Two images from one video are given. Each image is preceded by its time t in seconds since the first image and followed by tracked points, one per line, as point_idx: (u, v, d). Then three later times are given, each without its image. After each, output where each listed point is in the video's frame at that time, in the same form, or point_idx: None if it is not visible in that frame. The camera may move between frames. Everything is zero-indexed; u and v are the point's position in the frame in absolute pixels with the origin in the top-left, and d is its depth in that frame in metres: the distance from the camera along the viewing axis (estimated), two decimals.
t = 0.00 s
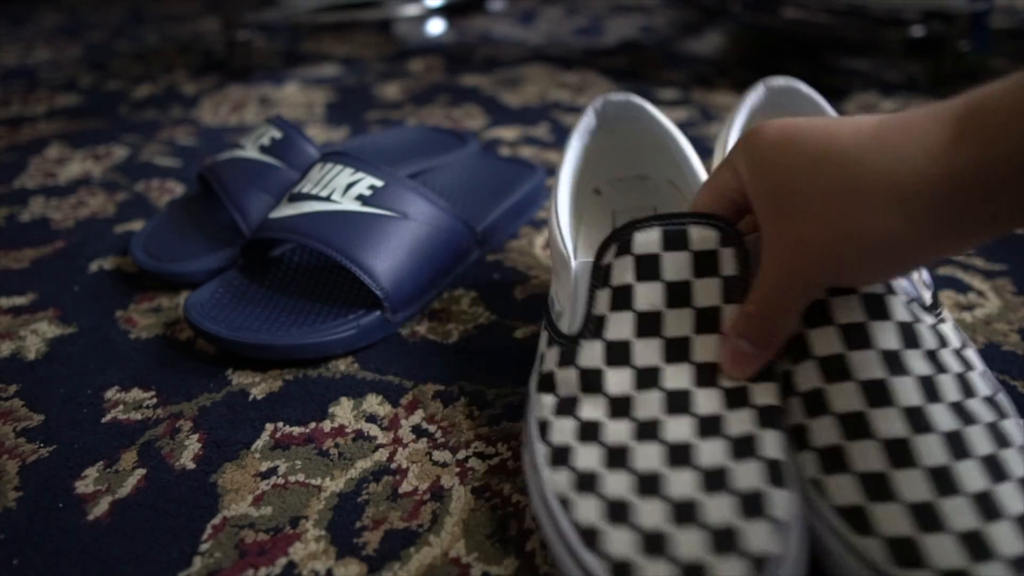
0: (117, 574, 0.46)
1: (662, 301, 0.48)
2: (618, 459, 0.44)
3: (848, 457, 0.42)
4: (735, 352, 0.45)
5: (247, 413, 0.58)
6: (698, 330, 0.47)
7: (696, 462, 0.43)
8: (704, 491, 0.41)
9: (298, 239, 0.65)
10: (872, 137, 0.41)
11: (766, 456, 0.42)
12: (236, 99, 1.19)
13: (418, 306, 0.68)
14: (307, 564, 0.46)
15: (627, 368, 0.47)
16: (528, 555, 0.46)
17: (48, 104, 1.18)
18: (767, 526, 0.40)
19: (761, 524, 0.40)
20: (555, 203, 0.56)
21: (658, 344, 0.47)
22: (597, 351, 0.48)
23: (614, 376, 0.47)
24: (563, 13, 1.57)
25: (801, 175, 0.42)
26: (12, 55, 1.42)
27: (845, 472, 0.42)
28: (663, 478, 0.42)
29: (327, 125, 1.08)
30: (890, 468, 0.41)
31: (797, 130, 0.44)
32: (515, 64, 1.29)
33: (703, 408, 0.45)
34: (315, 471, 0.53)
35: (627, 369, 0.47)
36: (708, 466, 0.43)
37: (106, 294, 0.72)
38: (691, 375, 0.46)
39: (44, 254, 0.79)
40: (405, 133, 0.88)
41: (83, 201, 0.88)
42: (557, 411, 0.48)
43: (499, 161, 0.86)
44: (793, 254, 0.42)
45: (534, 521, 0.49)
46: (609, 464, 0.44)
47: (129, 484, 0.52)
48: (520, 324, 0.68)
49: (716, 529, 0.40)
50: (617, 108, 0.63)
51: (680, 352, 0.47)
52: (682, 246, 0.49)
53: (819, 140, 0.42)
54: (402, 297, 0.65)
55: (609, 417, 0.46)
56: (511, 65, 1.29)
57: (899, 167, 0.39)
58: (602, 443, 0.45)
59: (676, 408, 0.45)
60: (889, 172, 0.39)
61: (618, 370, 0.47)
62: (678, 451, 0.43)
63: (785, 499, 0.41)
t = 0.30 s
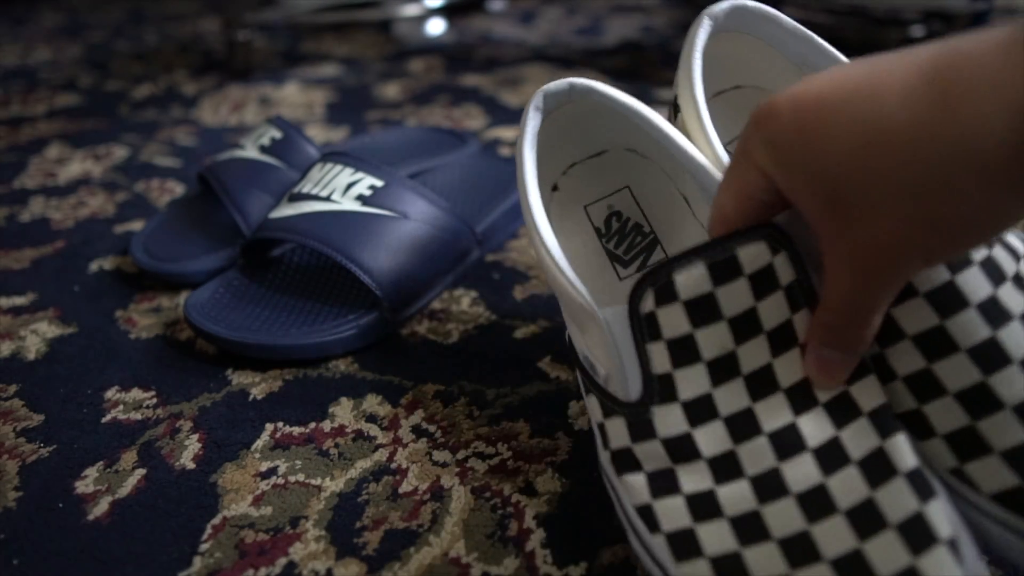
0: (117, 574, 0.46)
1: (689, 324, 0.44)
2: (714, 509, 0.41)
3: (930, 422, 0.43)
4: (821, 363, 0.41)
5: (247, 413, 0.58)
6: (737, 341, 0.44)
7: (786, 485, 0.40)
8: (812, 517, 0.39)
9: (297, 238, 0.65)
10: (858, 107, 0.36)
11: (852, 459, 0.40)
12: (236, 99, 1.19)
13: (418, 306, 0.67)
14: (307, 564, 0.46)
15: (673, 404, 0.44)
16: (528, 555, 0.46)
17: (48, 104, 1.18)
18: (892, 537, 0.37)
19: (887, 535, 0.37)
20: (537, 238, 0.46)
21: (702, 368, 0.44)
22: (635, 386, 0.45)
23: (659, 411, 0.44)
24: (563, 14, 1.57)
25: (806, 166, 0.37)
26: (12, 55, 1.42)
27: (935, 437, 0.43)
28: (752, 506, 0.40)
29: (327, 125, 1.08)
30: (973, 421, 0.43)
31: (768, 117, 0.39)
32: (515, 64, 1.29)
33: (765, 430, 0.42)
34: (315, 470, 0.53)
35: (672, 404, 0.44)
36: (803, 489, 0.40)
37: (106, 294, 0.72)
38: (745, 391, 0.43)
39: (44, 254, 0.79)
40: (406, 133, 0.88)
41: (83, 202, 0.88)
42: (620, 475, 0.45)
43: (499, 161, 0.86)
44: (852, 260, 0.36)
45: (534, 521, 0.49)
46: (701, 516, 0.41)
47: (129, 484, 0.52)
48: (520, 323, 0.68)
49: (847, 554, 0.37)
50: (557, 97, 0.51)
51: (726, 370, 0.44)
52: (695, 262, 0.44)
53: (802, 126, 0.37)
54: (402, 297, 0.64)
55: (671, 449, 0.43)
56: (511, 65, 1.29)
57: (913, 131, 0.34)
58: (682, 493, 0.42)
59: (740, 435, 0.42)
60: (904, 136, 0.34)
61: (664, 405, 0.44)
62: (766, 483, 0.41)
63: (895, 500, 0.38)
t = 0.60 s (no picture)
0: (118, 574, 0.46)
1: (707, 362, 0.40)
2: (766, 539, 0.41)
3: (963, 401, 0.44)
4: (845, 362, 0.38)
5: (247, 413, 0.58)
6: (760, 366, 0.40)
7: (836, 504, 0.40)
8: (868, 532, 0.39)
9: (297, 239, 0.65)
10: (847, 97, 0.31)
11: (896, 461, 0.40)
12: (236, 99, 1.19)
13: (419, 306, 0.67)
14: (307, 564, 0.46)
15: (701, 442, 0.41)
16: (528, 555, 0.46)
17: (48, 104, 1.18)
18: (954, 538, 0.38)
19: (948, 537, 0.38)
20: (502, 270, 0.42)
21: (729, 404, 0.41)
22: (654, 426, 0.42)
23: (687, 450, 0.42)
24: (563, 13, 1.57)
25: (810, 172, 0.32)
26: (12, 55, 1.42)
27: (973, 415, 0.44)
28: (791, 522, 0.40)
29: (328, 125, 1.08)
30: (1011, 397, 0.43)
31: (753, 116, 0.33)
32: (514, 64, 1.29)
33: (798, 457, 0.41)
34: (315, 471, 0.53)
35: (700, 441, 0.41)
36: (852, 505, 0.40)
37: (106, 294, 0.72)
38: (774, 412, 0.41)
39: (44, 254, 0.79)
40: (406, 133, 0.88)
41: (83, 202, 0.88)
42: (653, 517, 0.44)
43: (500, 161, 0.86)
44: (877, 273, 0.32)
45: (534, 521, 0.49)
46: (752, 551, 0.41)
47: (129, 484, 0.52)
48: (520, 323, 0.68)
49: (910, 563, 0.38)
50: (488, 103, 0.46)
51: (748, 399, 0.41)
52: (711, 295, 0.39)
53: (795, 126, 0.32)
54: (404, 297, 0.64)
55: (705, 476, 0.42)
56: (511, 65, 1.29)
57: (927, 120, 0.30)
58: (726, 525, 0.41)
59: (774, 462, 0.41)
60: (918, 127, 0.30)
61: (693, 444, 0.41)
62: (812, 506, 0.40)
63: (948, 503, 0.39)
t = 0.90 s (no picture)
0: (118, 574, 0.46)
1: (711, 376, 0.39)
2: (782, 549, 0.39)
3: (965, 393, 0.43)
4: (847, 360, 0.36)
5: (247, 413, 0.58)
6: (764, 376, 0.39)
7: (852, 509, 0.39)
8: (885, 536, 0.38)
9: (297, 238, 0.65)
10: (841, 101, 0.28)
11: (908, 461, 0.39)
12: (236, 99, 1.19)
13: (419, 305, 0.67)
14: (307, 564, 0.46)
15: (711, 458, 0.40)
16: (528, 554, 0.47)
17: (48, 104, 1.18)
18: (970, 535, 0.38)
19: (963, 535, 0.38)
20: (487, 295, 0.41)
21: (739, 417, 0.39)
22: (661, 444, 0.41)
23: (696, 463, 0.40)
24: (563, 14, 1.57)
25: (807, 182, 0.29)
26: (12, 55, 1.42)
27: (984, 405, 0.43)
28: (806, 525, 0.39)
29: (328, 125, 1.08)
30: (1014, 387, 0.42)
31: (747, 122, 0.30)
32: (515, 64, 1.29)
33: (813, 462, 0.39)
34: (315, 471, 0.53)
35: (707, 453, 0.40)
36: (868, 509, 0.39)
37: (106, 294, 0.72)
38: (785, 421, 0.39)
39: (44, 254, 0.79)
40: (406, 134, 0.88)
41: (83, 201, 0.88)
42: (665, 533, 0.43)
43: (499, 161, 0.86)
44: (881, 281, 0.30)
45: (534, 521, 0.49)
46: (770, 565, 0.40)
47: (129, 484, 0.52)
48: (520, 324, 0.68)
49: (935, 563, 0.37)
50: (457, 122, 0.44)
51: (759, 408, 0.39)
52: (716, 309, 0.38)
53: (787, 138, 0.29)
54: (404, 296, 0.64)
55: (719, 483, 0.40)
56: (511, 65, 1.29)
57: (936, 124, 0.27)
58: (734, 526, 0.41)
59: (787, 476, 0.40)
60: (921, 134, 0.27)
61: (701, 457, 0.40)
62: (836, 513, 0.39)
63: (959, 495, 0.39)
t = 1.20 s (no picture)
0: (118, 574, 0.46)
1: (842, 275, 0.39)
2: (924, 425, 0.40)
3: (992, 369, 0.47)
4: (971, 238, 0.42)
5: (247, 413, 0.58)
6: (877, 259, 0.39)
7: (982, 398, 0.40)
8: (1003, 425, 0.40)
9: (297, 237, 0.65)
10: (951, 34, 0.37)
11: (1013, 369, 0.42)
12: (236, 99, 1.19)
13: (418, 306, 0.67)
14: (307, 564, 0.46)
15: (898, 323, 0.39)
16: (528, 555, 0.46)
17: (48, 104, 1.18)
18: None
19: None
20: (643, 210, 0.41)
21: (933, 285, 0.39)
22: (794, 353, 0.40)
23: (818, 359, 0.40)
24: (562, 14, 1.57)
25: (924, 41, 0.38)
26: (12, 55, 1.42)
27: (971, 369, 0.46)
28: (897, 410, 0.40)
29: (328, 125, 1.08)
30: None
31: (866, 16, 0.40)
32: (514, 64, 1.29)
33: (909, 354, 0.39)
34: (315, 471, 0.53)
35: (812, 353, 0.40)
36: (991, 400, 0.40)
37: (106, 294, 0.72)
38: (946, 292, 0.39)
39: (44, 254, 0.79)
40: (406, 134, 0.88)
41: (82, 202, 0.88)
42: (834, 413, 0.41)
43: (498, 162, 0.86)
44: (984, 168, 0.39)
45: (534, 521, 0.49)
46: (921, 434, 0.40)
47: (129, 484, 0.52)
48: (520, 324, 0.68)
49: None
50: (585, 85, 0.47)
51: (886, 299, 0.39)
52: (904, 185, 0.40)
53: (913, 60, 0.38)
54: (403, 296, 0.64)
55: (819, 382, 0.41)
56: (511, 65, 1.29)
57: (1015, 44, 0.36)
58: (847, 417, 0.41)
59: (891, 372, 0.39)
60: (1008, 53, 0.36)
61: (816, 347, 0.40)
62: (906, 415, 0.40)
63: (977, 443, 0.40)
